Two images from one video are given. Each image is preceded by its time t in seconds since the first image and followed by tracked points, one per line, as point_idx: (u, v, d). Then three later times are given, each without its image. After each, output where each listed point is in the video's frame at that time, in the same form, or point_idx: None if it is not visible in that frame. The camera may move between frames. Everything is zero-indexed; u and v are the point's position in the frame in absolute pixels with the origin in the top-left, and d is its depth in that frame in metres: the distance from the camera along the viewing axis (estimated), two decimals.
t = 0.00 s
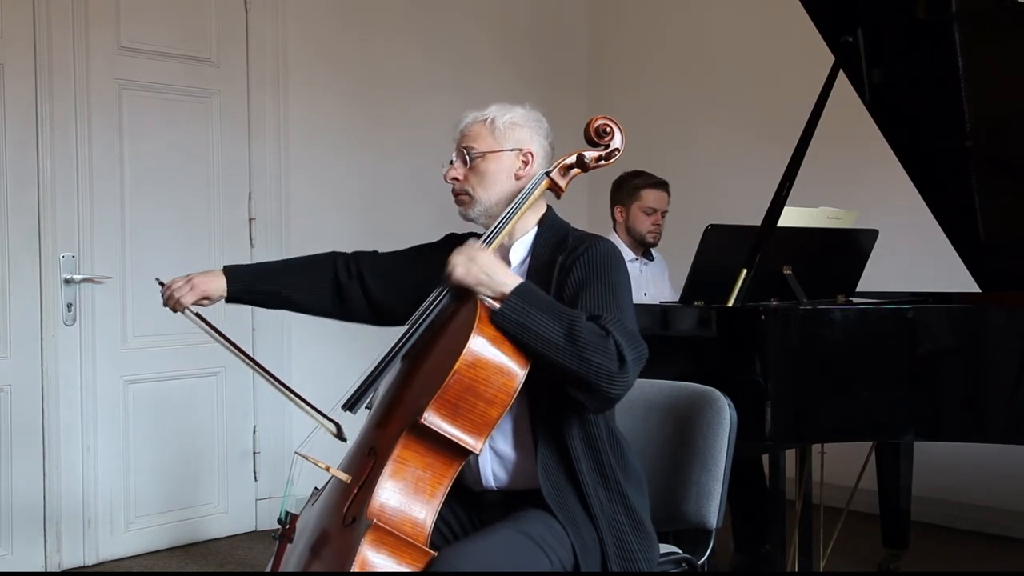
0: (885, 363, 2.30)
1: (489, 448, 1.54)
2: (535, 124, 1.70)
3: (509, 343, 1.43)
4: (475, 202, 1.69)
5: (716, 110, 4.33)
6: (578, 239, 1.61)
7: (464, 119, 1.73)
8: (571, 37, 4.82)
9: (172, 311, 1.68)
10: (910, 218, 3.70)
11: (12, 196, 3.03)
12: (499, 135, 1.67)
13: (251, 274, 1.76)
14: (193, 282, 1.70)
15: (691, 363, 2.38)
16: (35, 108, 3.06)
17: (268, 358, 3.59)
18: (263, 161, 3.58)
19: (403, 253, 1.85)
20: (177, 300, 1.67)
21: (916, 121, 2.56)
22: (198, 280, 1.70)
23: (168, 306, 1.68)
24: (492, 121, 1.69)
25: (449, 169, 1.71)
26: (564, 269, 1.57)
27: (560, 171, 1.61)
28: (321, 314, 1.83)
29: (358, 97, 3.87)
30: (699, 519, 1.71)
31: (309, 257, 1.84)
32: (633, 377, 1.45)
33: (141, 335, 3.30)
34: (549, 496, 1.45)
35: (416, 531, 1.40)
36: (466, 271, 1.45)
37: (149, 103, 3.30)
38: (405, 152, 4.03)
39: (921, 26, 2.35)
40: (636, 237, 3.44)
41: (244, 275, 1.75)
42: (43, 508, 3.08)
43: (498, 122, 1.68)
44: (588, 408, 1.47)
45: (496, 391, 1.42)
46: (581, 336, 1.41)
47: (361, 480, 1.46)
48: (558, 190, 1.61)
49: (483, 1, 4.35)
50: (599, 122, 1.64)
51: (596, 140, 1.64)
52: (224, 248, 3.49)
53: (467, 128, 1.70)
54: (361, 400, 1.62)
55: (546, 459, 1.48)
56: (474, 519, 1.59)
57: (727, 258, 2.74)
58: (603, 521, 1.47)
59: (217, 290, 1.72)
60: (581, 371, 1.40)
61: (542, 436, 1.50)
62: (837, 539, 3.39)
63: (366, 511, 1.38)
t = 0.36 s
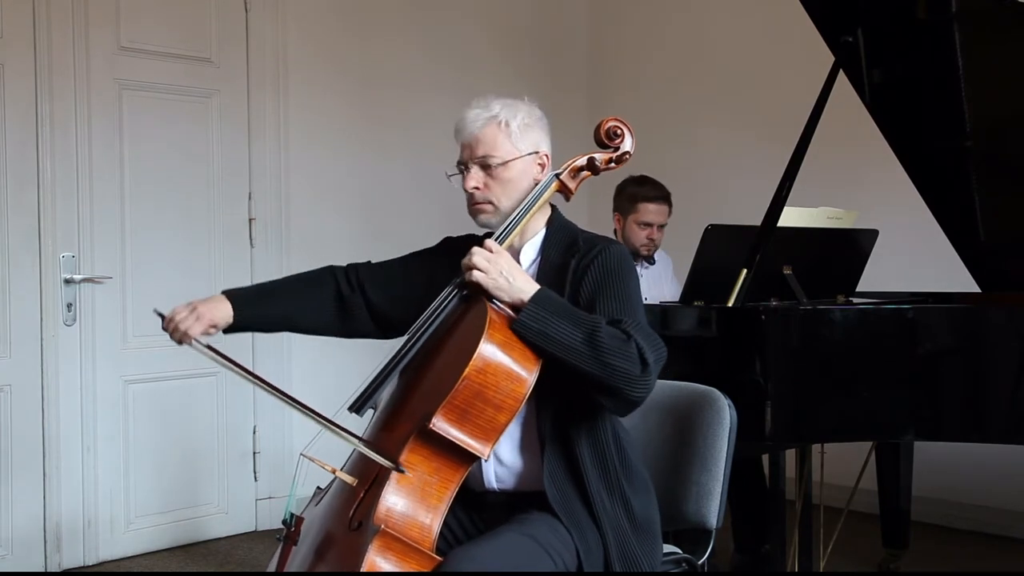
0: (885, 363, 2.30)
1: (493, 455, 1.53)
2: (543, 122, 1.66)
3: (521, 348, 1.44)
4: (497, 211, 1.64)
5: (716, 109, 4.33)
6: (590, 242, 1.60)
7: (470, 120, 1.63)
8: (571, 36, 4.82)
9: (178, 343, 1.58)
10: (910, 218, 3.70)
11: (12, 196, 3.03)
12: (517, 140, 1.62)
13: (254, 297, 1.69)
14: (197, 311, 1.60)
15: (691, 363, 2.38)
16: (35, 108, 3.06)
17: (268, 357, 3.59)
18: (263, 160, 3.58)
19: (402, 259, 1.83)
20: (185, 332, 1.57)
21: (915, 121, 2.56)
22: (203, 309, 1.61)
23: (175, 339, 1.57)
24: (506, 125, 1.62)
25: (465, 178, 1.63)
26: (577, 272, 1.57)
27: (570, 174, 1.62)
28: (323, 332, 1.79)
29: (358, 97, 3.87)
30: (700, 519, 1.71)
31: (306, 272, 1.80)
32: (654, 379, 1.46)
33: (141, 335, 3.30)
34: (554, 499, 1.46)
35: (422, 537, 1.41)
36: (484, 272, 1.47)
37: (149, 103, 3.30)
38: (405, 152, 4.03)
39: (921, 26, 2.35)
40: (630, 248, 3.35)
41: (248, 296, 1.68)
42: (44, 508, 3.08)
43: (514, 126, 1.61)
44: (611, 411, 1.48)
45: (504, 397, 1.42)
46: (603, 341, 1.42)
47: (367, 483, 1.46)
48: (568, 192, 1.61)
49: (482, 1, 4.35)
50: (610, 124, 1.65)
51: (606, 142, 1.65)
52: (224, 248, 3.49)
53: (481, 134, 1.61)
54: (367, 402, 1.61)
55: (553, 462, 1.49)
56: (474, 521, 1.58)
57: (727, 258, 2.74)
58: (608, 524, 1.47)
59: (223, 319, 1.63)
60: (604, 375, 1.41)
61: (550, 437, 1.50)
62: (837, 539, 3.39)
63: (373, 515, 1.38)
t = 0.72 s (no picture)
0: (885, 363, 2.30)
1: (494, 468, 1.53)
2: (551, 123, 1.64)
3: (529, 353, 1.44)
4: (509, 216, 1.64)
5: (716, 109, 4.33)
6: (597, 242, 1.61)
7: (479, 123, 1.60)
8: (571, 36, 4.82)
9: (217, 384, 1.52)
10: (911, 218, 3.70)
11: (12, 197, 3.03)
12: (529, 144, 1.60)
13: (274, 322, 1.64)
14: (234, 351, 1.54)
15: (690, 363, 2.38)
16: (35, 107, 3.06)
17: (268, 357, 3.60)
18: (263, 161, 3.58)
19: (406, 265, 1.80)
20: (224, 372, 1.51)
21: (915, 121, 2.56)
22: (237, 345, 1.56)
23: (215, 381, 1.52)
24: (517, 127, 1.59)
25: (477, 183, 1.61)
26: (585, 272, 1.57)
27: (579, 174, 1.63)
28: (334, 347, 1.76)
29: (358, 97, 3.87)
30: (699, 519, 1.71)
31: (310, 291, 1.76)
32: (668, 372, 1.47)
33: (141, 335, 3.30)
34: (560, 501, 1.46)
35: (427, 541, 1.40)
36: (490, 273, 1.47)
37: (150, 103, 3.30)
38: (405, 152, 4.03)
39: (921, 26, 2.35)
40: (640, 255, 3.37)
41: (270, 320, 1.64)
42: (44, 508, 3.08)
43: (526, 130, 1.59)
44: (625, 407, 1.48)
45: (512, 402, 1.43)
46: (616, 337, 1.42)
47: (371, 488, 1.45)
48: (577, 193, 1.62)
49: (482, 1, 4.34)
50: (620, 124, 1.66)
51: (615, 143, 1.66)
52: (224, 248, 3.49)
53: (494, 138, 1.58)
54: (374, 403, 1.60)
55: (559, 463, 1.49)
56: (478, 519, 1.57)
57: (727, 258, 2.74)
58: (613, 525, 1.48)
59: (257, 351, 1.58)
60: (618, 371, 1.42)
61: (556, 437, 1.50)
62: (837, 539, 3.39)
63: (378, 520, 1.38)
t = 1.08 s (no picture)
0: (885, 363, 2.30)
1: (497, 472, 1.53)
2: (557, 124, 1.65)
3: (536, 357, 1.44)
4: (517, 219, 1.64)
5: (716, 109, 4.33)
6: (604, 244, 1.61)
7: (487, 125, 1.60)
8: (571, 36, 4.82)
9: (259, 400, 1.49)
10: (910, 218, 3.70)
11: (12, 197, 3.03)
12: (537, 146, 1.60)
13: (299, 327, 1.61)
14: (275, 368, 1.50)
15: (691, 363, 2.38)
16: (35, 107, 3.06)
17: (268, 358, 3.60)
18: (263, 160, 3.58)
19: (408, 268, 1.80)
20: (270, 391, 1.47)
21: (915, 121, 2.56)
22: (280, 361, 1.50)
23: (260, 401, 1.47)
24: (525, 129, 1.60)
25: (485, 186, 1.60)
26: (592, 275, 1.57)
27: (587, 176, 1.63)
28: (349, 356, 1.73)
29: (358, 96, 3.86)
30: (699, 519, 1.71)
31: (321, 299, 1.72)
32: (673, 380, 1.47)
33: (140, 335, 3.30)
34: (563, 503, 1.46)
35: (430, 546, 1.40)
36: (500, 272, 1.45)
37: (150, 103, 3.30)
38: (404, 152, 4.03)
39: (921, 26, 2.35)
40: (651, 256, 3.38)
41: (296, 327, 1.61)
42: (44, 508, 3.08)
43: (534, 131, 1.60)
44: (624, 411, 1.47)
45: (518, 407, 1.42)
46: (624, 342, 1.43)
47: (376, 488, 1.45)
48: (585, 194, 1.62)
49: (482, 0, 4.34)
50: (629, 125, 1.65)
51: (624, 143, 1.66)
52: (224, 248, 3.49)
53: (502, 140, 1.58)
54: (380, 404, 1.58)
55: (563, 464, 1.49)
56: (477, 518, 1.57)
57: (727, 258, 2.74)
58: (616, 526, 1.48)
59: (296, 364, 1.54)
60: (625, 375, 1.42)
61: (560, 436, 1.50)
62: (837, 540, 3.40)
63: (383, 524, 1.38)
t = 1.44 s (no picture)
0: (885, 363, 2.30)
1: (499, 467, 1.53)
2: (540, 134, 1.62)
3: (536, 356, 1.44)
4: (504, 231, 1.61)
5: (716, 109, 4.33)
6: (599, 249, 1.61)
7: (467, 141, 1.57)
8: (571, 36, 4.82)
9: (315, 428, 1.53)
10: (910, 218, 3.70)
11: (12, 197, 3.03)
12: (519, 159, 1.57)
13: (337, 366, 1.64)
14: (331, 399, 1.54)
15: (691, 363, 2.38)
16: (35, 107, 3.06)
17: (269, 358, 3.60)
18: (263, 161, 3.58)
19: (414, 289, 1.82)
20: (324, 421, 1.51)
21: (915, 121, 2.56)
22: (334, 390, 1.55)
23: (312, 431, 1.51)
24: (506, 143, 1.57)
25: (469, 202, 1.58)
26: (588, 282, 1.57)
27: (588, 182, 1.65)
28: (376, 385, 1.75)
29: (358, 96, 3.86)
30: (700, 519, 1.71)
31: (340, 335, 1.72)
32: (664, 401, 1.46)
33: (140, 335, 3.30)
34: (563, 500, 1.46)
35: (430, 544, 1.39)
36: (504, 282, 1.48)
37: (150, 104, 3.30)
38: (405, 152, 4.03)
39: (921, 26, 2.35)
40: (656, 259, 3.41)
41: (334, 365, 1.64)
42: (44, 508, 3.08)
43: (515, 144, 1.57)
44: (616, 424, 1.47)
45: (518, 405, 1.42)
46: (616, 361, 1.43)
47: (376, 487, 1.46)
48: (587, 200, 1.64)
49: None
50: (630, 132, 1.68)
51: (626, 150, 1.67)
52: (224, 248, 3.49)
53: (483, 155, 1.56)
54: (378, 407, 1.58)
55: (564, 463, 1.49)
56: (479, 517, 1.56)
57: (727, 258, 2.74)
58: (617, 525, 1.48)
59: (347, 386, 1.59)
60: (614, 395, 1.42)
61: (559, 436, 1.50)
62: (837, 540, 3.40)
63: (383, 522, 1.36)
